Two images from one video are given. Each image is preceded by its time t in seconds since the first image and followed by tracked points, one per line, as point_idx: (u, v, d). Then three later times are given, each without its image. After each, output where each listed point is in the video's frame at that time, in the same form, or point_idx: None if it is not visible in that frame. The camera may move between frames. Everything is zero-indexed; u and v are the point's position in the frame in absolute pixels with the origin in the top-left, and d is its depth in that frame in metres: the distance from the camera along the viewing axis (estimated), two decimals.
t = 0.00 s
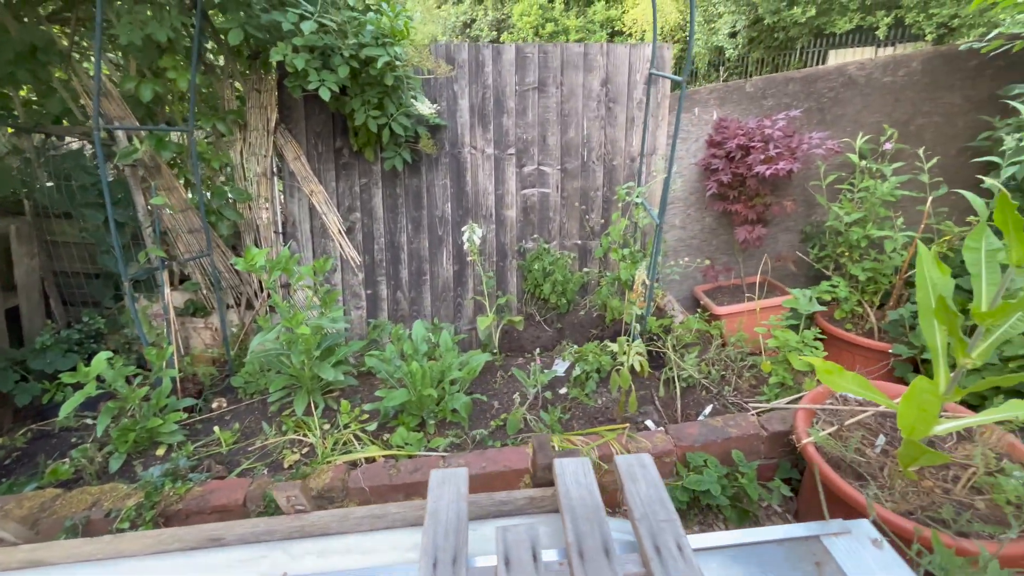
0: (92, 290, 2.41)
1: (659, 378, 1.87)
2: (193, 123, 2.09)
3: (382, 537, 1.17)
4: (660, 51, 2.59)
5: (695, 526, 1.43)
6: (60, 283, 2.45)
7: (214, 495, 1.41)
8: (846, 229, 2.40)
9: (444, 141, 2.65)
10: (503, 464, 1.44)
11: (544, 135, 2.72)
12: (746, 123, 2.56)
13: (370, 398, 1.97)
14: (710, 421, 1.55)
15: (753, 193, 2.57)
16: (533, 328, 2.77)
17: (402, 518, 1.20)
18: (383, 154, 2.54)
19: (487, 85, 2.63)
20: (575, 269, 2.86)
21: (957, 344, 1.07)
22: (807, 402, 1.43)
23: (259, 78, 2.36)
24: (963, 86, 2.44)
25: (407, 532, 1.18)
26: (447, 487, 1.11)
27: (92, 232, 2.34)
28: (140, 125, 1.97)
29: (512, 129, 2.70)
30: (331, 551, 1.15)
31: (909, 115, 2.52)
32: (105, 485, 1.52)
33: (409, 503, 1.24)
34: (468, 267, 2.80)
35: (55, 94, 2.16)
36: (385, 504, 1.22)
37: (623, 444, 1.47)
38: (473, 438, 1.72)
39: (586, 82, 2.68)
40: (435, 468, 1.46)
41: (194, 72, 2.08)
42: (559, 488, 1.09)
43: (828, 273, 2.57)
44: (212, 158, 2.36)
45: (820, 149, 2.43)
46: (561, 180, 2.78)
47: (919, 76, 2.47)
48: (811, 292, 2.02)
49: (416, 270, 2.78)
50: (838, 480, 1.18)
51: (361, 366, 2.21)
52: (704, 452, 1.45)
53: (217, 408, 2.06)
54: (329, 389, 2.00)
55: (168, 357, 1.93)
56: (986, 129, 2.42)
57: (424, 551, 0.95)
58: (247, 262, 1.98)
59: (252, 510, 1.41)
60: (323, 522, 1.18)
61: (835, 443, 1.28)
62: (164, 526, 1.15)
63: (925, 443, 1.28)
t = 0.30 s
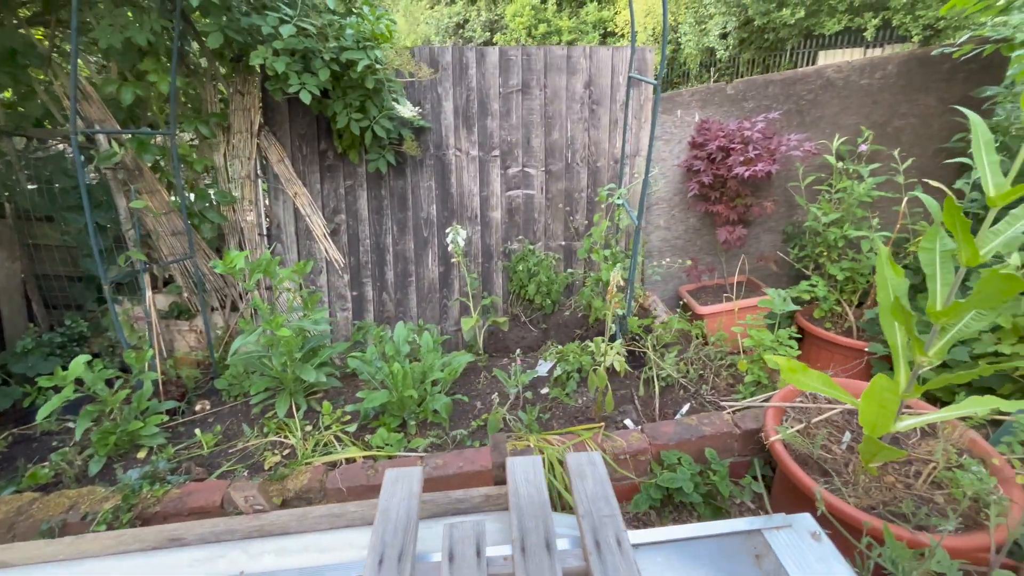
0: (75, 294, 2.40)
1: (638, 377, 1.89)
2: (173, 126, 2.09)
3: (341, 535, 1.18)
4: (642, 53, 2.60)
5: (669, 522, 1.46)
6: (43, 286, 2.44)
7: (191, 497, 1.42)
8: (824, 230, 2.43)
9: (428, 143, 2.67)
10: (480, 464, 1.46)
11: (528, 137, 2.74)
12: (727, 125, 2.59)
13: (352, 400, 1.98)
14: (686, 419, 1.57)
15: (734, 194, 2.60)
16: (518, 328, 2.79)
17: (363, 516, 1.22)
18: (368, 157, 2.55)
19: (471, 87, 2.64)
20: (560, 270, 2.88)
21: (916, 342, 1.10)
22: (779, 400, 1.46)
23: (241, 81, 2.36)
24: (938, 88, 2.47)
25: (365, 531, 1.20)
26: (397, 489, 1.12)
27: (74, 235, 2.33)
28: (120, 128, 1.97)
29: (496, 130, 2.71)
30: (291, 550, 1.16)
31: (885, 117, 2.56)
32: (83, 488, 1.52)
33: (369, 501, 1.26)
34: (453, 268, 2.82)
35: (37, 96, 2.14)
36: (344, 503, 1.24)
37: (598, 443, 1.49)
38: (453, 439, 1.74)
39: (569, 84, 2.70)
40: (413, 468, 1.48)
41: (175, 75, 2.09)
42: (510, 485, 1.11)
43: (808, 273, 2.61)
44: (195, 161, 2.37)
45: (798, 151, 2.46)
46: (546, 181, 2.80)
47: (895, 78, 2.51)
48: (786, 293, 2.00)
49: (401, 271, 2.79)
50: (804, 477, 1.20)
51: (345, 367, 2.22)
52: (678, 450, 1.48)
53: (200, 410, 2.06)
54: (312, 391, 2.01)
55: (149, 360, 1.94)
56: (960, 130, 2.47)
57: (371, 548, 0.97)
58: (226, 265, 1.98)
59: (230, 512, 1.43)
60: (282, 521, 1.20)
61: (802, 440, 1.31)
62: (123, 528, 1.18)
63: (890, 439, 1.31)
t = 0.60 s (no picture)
0: (39, 305, 2.35)
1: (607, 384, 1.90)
2: (137, 136, 2.07)
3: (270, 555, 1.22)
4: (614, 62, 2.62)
5: (633, 530, 1.47)
6: (5, 298, 2.38)
7: (148, 514, 1.41)
8: (791, 236, 2.48)
9: (402, 151, 2.66)
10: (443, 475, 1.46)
11: (502, 145, 2.75)
12: (697, 133, 2.63)
13: (321, 412, 1.96)
14: (650, 427, 1.59)
15: (705, 201, 2.64)
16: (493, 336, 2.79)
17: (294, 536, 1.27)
18: (340, 165, 2.54)
19: (444, 95, 2.65)
20: (536, 277, 2.89)
21: (859, 349, 1.13)
22: (740, 407, 1.47)
23: (210, 89, 2.33)
24: (899, 98, 2.54)
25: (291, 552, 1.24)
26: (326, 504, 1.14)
27: (37, 245, 2.28)
28: (81, 139, 1.95)
29: (470, 138, 2.72)
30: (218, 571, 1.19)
31: (850, 125, 2.62)
32: (36, 507, 1.49)
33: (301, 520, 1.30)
34: (428, 276, 2.81)
35: None
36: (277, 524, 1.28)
37: (562, 452, 1.50)
38: (420, 449, 1.73)
39: (542, 93, 2.71)
40: (376, 480, 1.48)
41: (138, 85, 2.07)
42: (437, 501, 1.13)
43: (778, 278, 2.65)
44: (162, 170, 2.34)
45: (764, 159, 2.51)
46: (520, 189, 2.81)
47: (858, 88, 2.57)
48: (751, 300, 2.01)
49: (376, 279, 2.77)
50: (757, 484, 1.21)
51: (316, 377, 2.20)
52: (641, 458, 1.49)
53: (167, 423, 2.03)
54: (281, 403, 1.98)
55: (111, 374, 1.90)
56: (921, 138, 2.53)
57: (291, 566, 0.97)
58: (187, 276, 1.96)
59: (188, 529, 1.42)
60: (211, 543, 1.23)
61: (759, 446, 1.32)
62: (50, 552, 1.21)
63: (843, 444, 1.34)
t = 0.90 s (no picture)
0: None
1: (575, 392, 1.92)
2: (98, 147, 2.05)
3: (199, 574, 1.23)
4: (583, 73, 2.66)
5: (594, 537, 1.48)
6: None
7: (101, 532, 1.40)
8: (757, 243, 2.54)
9: (374, 161, 2.67)
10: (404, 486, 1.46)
11: (474, 154, 2.77)
12: (666, 142, 2.68)
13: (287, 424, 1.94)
14: (613, 434, 1.60)
15: (674, 209, 2.69)
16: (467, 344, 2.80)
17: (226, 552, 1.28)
18: (310, 175, 2.53)
19: (415, 105, 2.66)
20: (510, 285, 2.90)
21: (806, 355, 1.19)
22: (699, 413, 1.50)
23: (175, 98, 2.31)
24: (858, 109, 2.63)
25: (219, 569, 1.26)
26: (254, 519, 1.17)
27: None
28: (40, 149, 1.92)
29: (442, 148, 2.73)
30: None
31: (812, 135, 2.70)
32: None
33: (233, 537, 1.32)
34: (402, 285, 2.81)
35: None
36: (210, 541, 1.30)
37: (525, 461, 1.51)
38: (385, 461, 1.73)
39: (514, 103, 2.74)
40: (336, 493, 1.48)
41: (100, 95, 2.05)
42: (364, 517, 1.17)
43: (746, 284, 2.71)
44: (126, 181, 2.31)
45: (729, 168, 2.57)
46: (493, 198, 2.83)
47: (819, 99, 2.65)
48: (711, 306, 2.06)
49: (349, 289, 2.76)
50: (712, 490, 1.23)
51: (284, 389, 2.18)
52: (603, 465, 1.51)
53: (129, 438, 2.00)
54: (246, 416, 1.96)
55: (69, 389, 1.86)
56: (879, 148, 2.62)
57: None
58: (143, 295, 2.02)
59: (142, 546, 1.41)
60: (140, 562, 1.25)
61: (714, 452, 1.35)
62: None
63: (795, 448, 1.37)
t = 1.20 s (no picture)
0: None
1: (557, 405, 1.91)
2: (79, 160, 2.05)
3: None
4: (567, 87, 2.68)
5: (574, 552, 1.47)
6: None
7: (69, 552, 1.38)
8: (740, 254, 2.57)
9: (359, 173, 2.67)
10: (379, 502, 1.44)
11: (460, 167, 2.78)
12: (650, 154, 2.70)
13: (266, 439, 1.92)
14: (592, 447, 1.60)
15: (658, 221, 2.71)
16: (453, 357, 2.80)
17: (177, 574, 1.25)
18: (295, 188, 2.53)
19: (401, 118, 2.68)
20: (496, 297, 2.90)
21: (779, 370, 1.20)
22: (677, 426, 1.50)
23: (159, 112, 2.31)
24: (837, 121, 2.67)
25: None
26: (203, 540, 1.19)
27: None
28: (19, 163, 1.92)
29: (427, 161, 2.74)
30: None
31: (793, 147, 2.74)
32: None
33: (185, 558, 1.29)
34: (387, 297, 2.80)
35: None
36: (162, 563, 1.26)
37: (503, 476, 1.50)
38: (364, 476, 1.71)
39: (499, 116, 2.76)
40: (311, 510, 1.46)
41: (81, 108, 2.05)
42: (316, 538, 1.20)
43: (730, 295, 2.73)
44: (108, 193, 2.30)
45: (711, 181, 2.60)
46: (479, 210, 2.84)
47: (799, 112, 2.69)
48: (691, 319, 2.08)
49: (334, 301, 2.75)
50: (687, 504, 1.23)
51: (265, 404, 2.16)
52: (582, 479, 1.50)
53: (106, 455, 1.97)
54: (225, 431, 1.94)
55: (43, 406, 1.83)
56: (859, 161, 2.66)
57: None
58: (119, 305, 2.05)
59: (111, 567, 1.38)
60: None
61: (690, 465, 1.35)
62: None
63: (771, 461, 1.37)
